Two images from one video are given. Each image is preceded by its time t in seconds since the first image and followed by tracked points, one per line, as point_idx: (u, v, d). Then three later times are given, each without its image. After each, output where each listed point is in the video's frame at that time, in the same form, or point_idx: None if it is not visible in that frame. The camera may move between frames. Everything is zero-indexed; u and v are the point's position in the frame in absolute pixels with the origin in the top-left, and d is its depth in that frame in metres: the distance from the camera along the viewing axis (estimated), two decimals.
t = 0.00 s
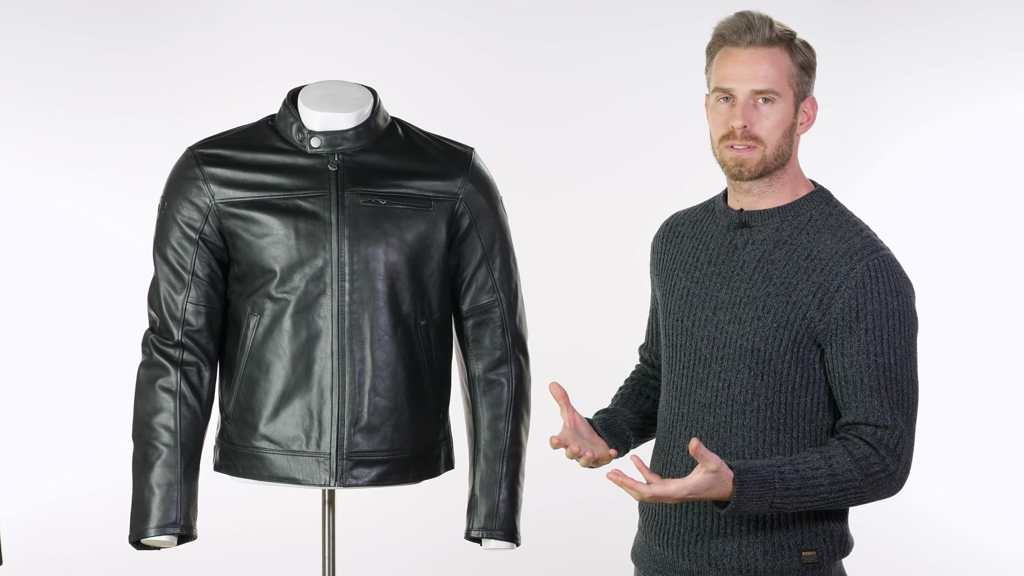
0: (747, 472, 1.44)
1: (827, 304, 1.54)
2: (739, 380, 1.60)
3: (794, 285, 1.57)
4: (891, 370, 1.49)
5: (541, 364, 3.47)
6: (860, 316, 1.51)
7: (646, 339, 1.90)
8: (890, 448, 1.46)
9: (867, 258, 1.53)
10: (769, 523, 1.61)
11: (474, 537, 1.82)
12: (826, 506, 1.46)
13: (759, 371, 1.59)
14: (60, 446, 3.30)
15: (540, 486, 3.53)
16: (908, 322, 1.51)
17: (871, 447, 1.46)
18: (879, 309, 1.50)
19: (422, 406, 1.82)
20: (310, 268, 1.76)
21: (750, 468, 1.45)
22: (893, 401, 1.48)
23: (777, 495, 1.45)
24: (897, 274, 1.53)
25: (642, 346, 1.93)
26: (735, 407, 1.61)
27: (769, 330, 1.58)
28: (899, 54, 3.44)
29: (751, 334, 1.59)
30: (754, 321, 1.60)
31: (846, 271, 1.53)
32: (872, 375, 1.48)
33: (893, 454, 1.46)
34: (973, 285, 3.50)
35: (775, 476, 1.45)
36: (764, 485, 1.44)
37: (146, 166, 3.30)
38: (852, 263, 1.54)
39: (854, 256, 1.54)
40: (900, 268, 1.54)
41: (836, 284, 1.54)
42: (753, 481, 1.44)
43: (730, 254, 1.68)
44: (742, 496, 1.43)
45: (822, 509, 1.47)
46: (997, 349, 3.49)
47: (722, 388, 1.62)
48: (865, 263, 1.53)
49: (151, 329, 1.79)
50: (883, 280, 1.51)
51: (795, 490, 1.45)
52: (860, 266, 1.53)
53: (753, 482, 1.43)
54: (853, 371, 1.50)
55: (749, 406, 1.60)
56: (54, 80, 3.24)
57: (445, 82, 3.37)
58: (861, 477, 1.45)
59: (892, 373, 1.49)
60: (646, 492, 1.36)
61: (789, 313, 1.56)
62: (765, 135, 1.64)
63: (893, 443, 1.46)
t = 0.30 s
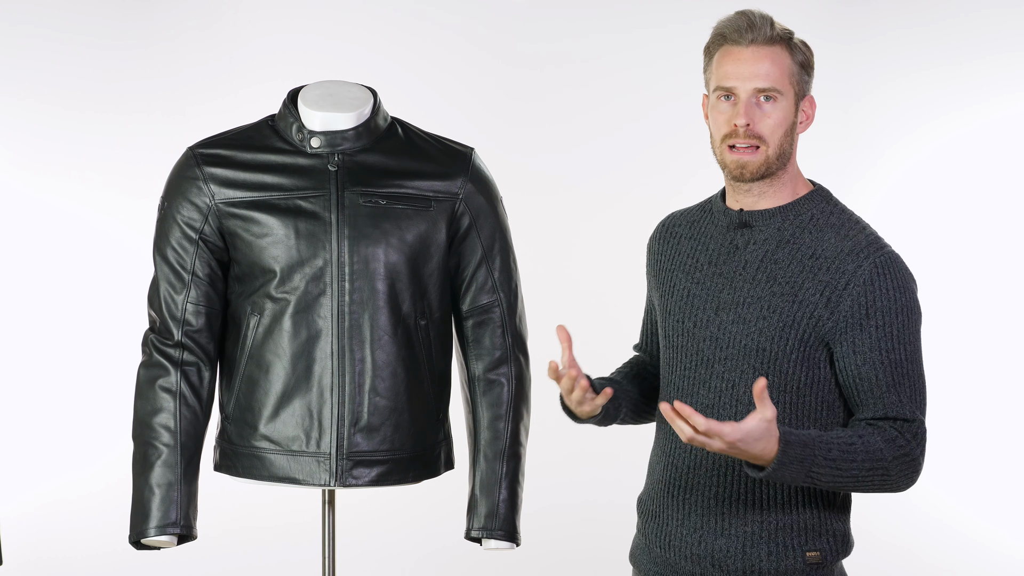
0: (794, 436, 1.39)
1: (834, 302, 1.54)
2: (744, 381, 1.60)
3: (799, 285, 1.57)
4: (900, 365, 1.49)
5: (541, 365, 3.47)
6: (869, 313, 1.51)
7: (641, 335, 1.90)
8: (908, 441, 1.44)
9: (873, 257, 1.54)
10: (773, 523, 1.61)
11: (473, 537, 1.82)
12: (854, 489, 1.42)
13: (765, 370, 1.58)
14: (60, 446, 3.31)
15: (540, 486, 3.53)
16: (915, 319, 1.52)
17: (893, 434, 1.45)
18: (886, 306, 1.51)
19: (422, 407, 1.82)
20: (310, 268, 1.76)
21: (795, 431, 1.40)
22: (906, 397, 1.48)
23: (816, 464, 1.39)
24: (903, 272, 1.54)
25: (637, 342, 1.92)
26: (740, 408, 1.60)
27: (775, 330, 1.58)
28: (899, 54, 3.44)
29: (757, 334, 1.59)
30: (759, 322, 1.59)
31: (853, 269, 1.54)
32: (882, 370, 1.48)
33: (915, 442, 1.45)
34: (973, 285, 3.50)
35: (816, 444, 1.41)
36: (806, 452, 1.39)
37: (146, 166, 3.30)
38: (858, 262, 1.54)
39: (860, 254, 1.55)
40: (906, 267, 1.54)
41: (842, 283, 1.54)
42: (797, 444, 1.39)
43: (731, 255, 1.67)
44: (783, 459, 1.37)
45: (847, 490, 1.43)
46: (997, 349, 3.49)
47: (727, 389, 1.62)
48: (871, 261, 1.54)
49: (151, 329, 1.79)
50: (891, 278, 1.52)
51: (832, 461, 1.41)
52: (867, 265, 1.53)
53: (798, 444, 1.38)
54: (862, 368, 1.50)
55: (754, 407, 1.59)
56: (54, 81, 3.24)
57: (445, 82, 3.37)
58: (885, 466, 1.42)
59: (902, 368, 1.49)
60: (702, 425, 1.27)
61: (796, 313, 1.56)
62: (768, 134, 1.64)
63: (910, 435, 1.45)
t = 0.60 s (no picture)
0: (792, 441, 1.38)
1: (837, 303, 1.55)
2: (747, 382, 1.60)
3: (802, 286, 1.57)
4: (900, 367, 1.50)
5: (541, 365, 3.47)
6: (873, 314, 1.51)
7: (629, 343, 1.90)
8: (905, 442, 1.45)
9: (876, 259, 1.54)
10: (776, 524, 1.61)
11: (473, 537, 1.82)
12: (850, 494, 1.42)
13: (767, 372, 1.58)
14: (60, 446, 3.30)
15: (540, 486, 3.53)
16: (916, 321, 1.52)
17: (891, 437, 1.45)
18: (888, 308, 1.51)
19: (421, 407, 1.82)
20: (310, 268, 1.76)
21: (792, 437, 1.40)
22: (904, 398, 1.48)
23: (814, 469, 1.39)
24: (906, 273, 1.54)
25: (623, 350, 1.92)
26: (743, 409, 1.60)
27: (778, 331, 1.58)
28: (899, 54, 3.44)
29: (760, 335, 1.59)
30: (762, 323, 1.59)
31: (857, 270, 1.54)
32: (882, 372, 1.49)
33: (910, 445, 1.45)
34: (973, 285, 3.50)
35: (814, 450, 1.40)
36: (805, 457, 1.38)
37: (147, 166, 3.30)
38: (861, 263, 1.55)
39: (864, 255, 1.55)
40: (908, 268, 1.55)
41: (845, 284, 1.54)
42: (796, 450, 1.38)
43: (734, 256, 1.67)
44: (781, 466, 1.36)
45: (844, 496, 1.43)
46: (997, 349, 3.49)
47: (730, 391, 1.62)
48: (875, 262, 1.54)
49: (151, 329, 1.79)
50: (893, 279, 1.53)
51: (831, 466, 1.40)
52: (870, 266, 1.54)
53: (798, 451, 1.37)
54: (864, 369, 1.50)
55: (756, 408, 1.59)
56: (54, 81, 3.24)
57: (445, 81, 3.37)
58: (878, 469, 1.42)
59: (902, 369, 1.50)
60: (708, 442, 1.24)
61: (799, 314, 1.56)
62: (773, 131, 1.64)
63: (907, 437, 1.46)
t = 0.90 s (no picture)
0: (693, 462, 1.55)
1: (834, 301, 1.56)
2: (753, 385, 1.60)
3: (803, 286, 1.58)
4: (886, 364, 1.51)
5: (541, 365, 3.47)
6: (861, 311, 1.53)
7: (623, 345, 1.84)
8: (865, 445, 1.49)
9: (871, 257, 1.55)
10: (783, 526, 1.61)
11: (473, 537, 1.82)
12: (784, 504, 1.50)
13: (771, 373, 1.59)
14: (60, 446, 3.31)
15: (540, 486, 3.53)
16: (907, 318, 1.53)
17: (834, 439, 1.49)
18: (881, 306, 1.52)
19: (421, 406, 1.81)
20: (310, 268, 1.76)
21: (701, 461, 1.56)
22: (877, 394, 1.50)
23: (725, 481, 1.52)
24: (902, 272, 1.55)
25: (608, 356, 1.87)
26: (745, 409, 1.61)
27: (779, 332, 1.58)
28: (900, 54, 3.44)
29: (760, 335, 1.60)
30: (763, 323, 1.60)
31: (852, 268, 1.56)
32: (868, 369, 1.51)
33: (852, 440, 1.49)
34: (974, 284, 3.50)
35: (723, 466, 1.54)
36: (708, 478, 1.53)
37: (147, 166, 3.30)
38: (857, 262, 1.56)
39: (861, 253, 1.56)
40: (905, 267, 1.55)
41: (841, 283, 1.56)
42: (698, 470, 1.54)
43: (739, 258, 1.67)
44: (682, 487, 1.54)
45: (788, 508, 1.50)
46: (997, 349, 3.49)
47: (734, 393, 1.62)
48: (870, 260, 1.55)
49: (151, 329, 1.79)
50: (888, 277, 1.54)
51: (743, 476, 1.52)
52: (864, 265, 1.55)
53: (693, 475, 1.54)
54: (851, 368, 1.52)
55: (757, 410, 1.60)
56: (54, 81, 3.24)
57: (445, 81, 3.37)
58: (821, 472, 1.49)
59: (885, 368, 1.51)
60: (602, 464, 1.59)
61: (800, 315, 1.57)
62: (773, 134, 1.64)
63: (862, 432, 1.49)
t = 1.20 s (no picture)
0: (699, 476, 1.55)
1: (830, 310, 1.55)
2: (748, 389, 1.60)
3: (798, 292, 1.57)
4: (883, 377, 1.50)
5: (541, 365, 3.47)
6: (858, 323, 1.52)
7: (638, 343, 1.87)
8: (868, 462, 1.48)
9: (869, 266, 1.53)
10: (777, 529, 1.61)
11: (473, 537, 1.82)
12: (788, 517, 1.51)
13: (767, 379, 1.59)
14: (60, 446, 3.31)
15: (540, 486, 3.53)
16: (908, 329, 1.51)
17: (836, 455, 1.49)
18: (878, 317, 1.51)
19: (422, 406, 1.82)
20: (310, 268, 1.76)
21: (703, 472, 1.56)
22: (878, 409, 1.49)
23: (729, 494, 1.53)
24: (902, 282, 1.52)
25: (627, 351, 1.90)
26: (748, 416, 1.61)
27: (774, 338, 1.58)
28: (899, 54, 3.44)
29: (757, 343, 1.59)
30: (760, 328, 1.59)
31: (849, 278, 1.54)
32: (865, 382, 1.50)
33: (857, 460, 1.48)
34: (973, 284, 3.50)
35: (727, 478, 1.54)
36: (713, 495, 1.53)
37: (147, 166, 3.30)
38: (855, 270, 1.54)
39: (859, 262, 1.54)
40: (905, 273, 1.53)
41: (837, 291, 1.54)
42: (702, 484, 1.55)
43: (738, 260, 1.67)
44: (687, 502, 1.54)
45: (790, 521, 1.52)
46: (997, 350, 3.49)
47: (732, 396, 1.62)
48: (868, 270, 1.53)
49: (151, 329, 1.79)
50: (885, 286, 1.52)
51: (745, 490, 1.52)
52: (862, 274, 1.53)
53: (698, 489, 1.54)
54: (851, 380, 1.51)
55: (753, 413, 1.60)
56: (54, 80, 3.24)
57: (445, 81, 3.37)
58: (825, 489, 1.49)
59: (885, 382, 1.50)
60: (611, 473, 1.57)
61: (794, 321, 1.57)
62: (712, 139, 1.67)
63: (866, 451, 1.48)
